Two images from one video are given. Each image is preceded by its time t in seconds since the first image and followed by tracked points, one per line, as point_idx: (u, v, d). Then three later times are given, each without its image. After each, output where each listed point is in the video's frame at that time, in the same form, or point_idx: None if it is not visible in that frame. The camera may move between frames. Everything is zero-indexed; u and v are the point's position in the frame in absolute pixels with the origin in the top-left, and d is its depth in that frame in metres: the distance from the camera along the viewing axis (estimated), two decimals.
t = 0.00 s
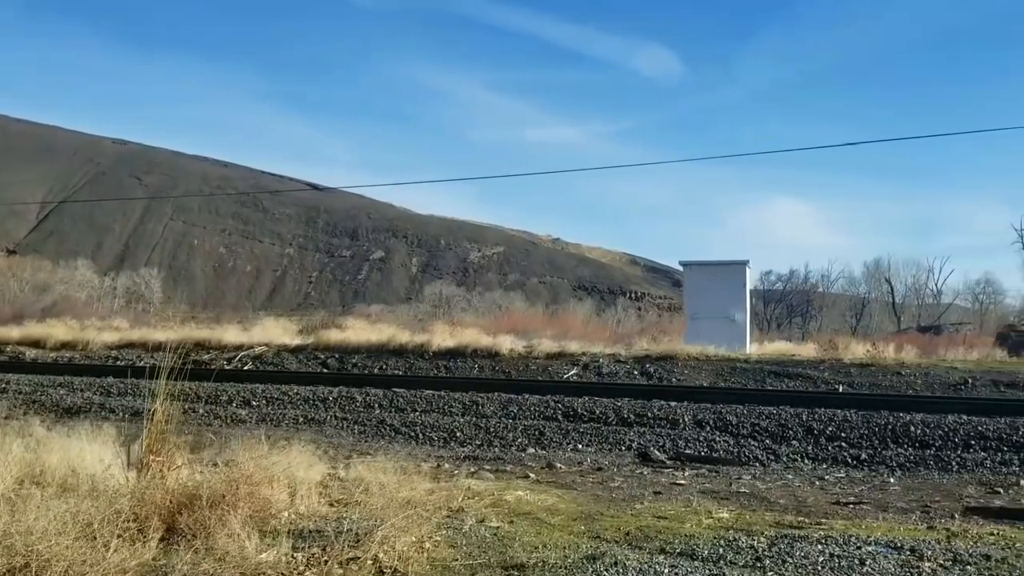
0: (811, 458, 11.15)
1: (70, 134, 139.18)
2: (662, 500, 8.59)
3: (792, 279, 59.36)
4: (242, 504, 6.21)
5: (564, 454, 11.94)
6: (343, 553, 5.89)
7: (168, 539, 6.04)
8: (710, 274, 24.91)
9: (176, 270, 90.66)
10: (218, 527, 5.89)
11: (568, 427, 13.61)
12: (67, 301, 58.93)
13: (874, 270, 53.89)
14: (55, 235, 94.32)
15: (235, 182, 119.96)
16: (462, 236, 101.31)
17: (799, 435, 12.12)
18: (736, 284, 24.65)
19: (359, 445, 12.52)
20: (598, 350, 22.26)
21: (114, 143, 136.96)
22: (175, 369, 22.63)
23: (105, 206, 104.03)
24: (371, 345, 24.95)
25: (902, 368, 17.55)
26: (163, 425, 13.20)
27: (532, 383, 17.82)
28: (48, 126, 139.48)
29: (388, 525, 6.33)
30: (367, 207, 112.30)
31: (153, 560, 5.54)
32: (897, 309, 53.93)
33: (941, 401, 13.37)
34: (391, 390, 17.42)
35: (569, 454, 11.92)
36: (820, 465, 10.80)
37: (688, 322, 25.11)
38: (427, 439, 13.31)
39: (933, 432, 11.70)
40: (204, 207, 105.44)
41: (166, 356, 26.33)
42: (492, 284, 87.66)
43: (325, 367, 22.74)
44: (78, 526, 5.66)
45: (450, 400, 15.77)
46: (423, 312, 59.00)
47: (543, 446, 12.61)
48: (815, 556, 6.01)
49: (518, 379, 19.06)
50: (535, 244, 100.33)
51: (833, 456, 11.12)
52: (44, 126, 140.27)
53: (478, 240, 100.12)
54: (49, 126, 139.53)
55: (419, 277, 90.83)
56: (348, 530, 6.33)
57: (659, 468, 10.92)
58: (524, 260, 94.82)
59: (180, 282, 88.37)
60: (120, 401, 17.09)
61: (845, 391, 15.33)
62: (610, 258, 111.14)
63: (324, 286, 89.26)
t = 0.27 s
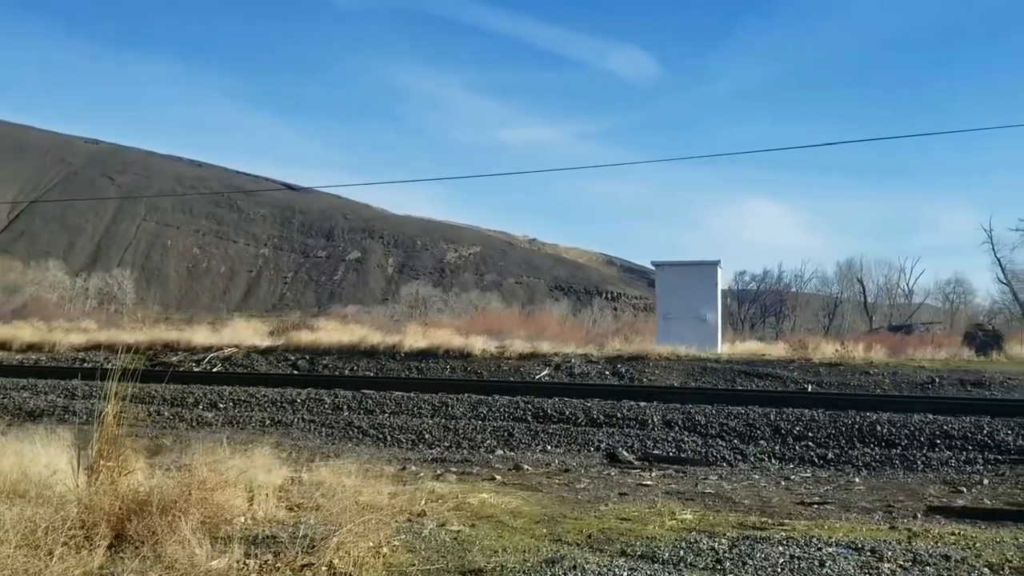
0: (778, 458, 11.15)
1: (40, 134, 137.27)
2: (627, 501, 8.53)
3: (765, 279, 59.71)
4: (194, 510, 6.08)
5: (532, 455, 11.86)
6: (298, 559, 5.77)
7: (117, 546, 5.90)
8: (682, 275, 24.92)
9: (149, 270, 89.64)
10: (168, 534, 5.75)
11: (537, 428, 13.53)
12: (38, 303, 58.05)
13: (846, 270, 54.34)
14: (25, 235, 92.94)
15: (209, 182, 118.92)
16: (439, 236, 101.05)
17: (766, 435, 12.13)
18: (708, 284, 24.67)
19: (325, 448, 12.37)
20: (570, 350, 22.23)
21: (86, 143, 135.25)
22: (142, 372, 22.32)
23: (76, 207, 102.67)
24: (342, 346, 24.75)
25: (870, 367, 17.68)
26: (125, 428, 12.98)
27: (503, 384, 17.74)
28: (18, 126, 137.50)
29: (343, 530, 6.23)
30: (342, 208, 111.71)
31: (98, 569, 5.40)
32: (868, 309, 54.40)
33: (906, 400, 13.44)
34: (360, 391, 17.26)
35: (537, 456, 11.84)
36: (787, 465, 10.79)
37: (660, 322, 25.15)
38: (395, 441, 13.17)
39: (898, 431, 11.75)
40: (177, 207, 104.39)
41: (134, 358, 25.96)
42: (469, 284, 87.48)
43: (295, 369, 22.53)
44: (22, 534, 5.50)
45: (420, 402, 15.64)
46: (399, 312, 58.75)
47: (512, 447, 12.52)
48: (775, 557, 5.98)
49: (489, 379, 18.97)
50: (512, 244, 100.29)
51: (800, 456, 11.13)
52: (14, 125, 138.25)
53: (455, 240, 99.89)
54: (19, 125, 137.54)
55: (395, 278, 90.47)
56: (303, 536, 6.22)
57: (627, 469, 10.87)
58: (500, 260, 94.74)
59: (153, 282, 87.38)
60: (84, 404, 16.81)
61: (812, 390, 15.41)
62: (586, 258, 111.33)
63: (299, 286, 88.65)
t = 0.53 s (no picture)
0: (757, 458, 11.14)
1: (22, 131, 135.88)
2: (603, 501, 8.49)
3: (749, 279, 59.81)
4: (162, 512, 5.98)
5: (512, 456, 11.80)
6: (266, 563, 5.69)
7: (80, 549, 5.76)
8: (664, 274, 24.97)
9: (132, 270, 88.94)
10: (134, 538, 5.65)
11: (517, 428, 13.48)
12: (20, 303, 57.44)
13: (829, 271, 54.51)
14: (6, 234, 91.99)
15: (193, 181, 118.16)
16: (424, 236, 100.81)
17: (746, 435, 12.13)
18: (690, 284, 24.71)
19: (303, 448, 12.24)
20: (553, 350, 22.21)
21: (69, 141, 134.07)
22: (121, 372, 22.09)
23: (58, 206, 101.78)
24: (324, 346, 24.59)
25: (851, 367, 17.71)
26: (101, 430, 12.80)
27: (485, 384, 17.67)
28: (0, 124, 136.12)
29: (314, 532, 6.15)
30: (328, 207, 111.28)
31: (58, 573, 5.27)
32: (851, 309, 54.61)
33: (886, 399, 13.46)
34: (340, 392, 17.15)
35: (517, 456, 11.76)
36: (766, 465, 10.78)
37: (642, 321, 25.16)
38: (374, 441, 13.04)
39: (877, 431, 11.76)
40: (161, 206, 103.66)
41: (114, 358, 25.70)
42: (454, 284, 87.32)
43: (276, 369, 22.39)
44: None
45: (400, 402, 15.54)
46: (384, 312, 58.52)
47: (492, 448, 12.46)
48: (750, 559, 5.94)
49: (472, 379, 18.91)
50: (497, 244, 100.18)
51: (779, 456, 11.12)
52: None
53: (441, 240, 99.70)
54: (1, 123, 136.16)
55: (380, 277, 90.19)
56: (274, 540, 6.13)
57: (606, 469, 10.82)
58: (486, 260, 94.60)
59: (137, 282, 86.70)
60: (61, 403, 16.62)
61: (793, 390, 15.42)
62: (572, 258, 111.38)
63: (284, 286, 88.23)
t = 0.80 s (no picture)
0: (741, 458, 11.13)
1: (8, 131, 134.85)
2: (586, 502, 8.45)
3: (737, 279, 59.98)
4: (136, 514, 5.91)
5: (497, 456, 11.76)
6: (242, 565, 5.62)
7: (50, 553, 5.68)
8: (650, 274, 24.99)
9: (119, 270, 88.43)
10: (107, 541, 5.58)
11: (501, 429, 13.44)
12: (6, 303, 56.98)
13: (816, 271, 54.73)
14: None
15: (180, 181, 117.63)
16: (413, 236, 100.66)
17: (730, 435, 12.13)
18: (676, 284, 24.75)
19: (286, 450, 12.17)
20: (540, 350, 22.20)
21: (55, 141, 133.15)
22: (105, 373, 21.94)
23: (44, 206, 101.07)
24: (310, 346, 24.49)
25: (836, 367, 17.75)
26: (81, 433, 12.68)
27: (471, 384, 17.62)
28: None
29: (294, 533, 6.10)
30: (316, 207, 110.95)
31: None
32: (838, 309, 54.84)
33: (869, 399, 13.48)
34: (325, 392, 17.06)
35: (501, 457, 11.72)
36: (750, 466, 10.78)
37: (629, 322, 25.16)
38: (358, 442, 12.97)
39: (861, 431, 11.77)
40: (148, 206, 103.10)
41: (98, 359, 25.53)
42: (443, 284, 87.21)
43: (261, 369, 22.30)
44: None
45: (384, 402, 15.47)
46: (373, 312, 58.42)
47: (476, 448, 12.41)
48: (730, 559, 5.92)
49: (458, 380, 18.87)
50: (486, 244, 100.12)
51: (764, 456, 11.11)
52: None
53: (429, 240, 99.58)
54: None
55: (369, 278, 90.02)
56: (251, 541, 6.07)
57: (590, 469, 10.79)
58: (474, 261, 94.54)
59: (123, 282, 86.20)
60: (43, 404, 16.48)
61: (778, 390, 15.43)
62: (560, 258, 111.44)
63: (272, 286, 87.91)
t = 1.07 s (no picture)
0: (719, 458, 11.11)
1: None
2: (562, 502, 8.40)
3: (719, 279, 60.12)
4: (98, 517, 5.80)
5: (474, 457, 11.68)
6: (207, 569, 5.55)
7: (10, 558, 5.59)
8: (631, 274, 25.00)
9: (99, 269, 87.61)
10: (66, 546, 5.48)
11: (480, 429, 13.35)
12: None
13: (798, 271, 55.01)
14: None
15: (162, 180, 116.70)
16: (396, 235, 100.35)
17: (708, 434, 12.10)
18: (657, 283, 24.78)
19: (262, 451, 12.04)
20: (520, 350, 22.14)
21: (35, 139, 131.79)
22: (80, 373, 21.67)
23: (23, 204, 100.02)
24: (289, 346, 24.31)
25: (815, 367, 17.76)
26: (52, 434, 12.49)
27: (450, 384, 17.51)
28: None
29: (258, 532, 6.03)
30: (298, 206, 110.37)
31: None
32: (820, 309, 55.01)
33: (847, 398, 13.51)
34: (302, 392, 16.91)
35: (479, 457, 11.64)
36: (727, 465, 10.76)
37: (610, 321, 25.11)
38: (334, 443, 12.84)
39: (838, 430, 11.78)
40: (129, 205, 102.23)
41: (75, 360, 25.23)
42: (426, 284, 86.89)
43: (240, 369, 22.12)
44: None
45: (362, 403, 15.34)
46: (356, 312, 58.13)
47: (454, 448, 12.32)
48: (702, 560, 5.87)
49: (438, 380, 18.78)
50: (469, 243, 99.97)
51: (740, 456, 11.10)
52: None
53: (413, 240, 99.24)
54: None
55: (352, 277, 89.62)
56: (217, 543, 5.99)
57: (567, 469, 10.73)
58: (458, 260, 94.37)
59: (104, 282, 85.40)
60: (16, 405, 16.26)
61: (757, 390, 15.42)
62: (544, 258, 111.37)
63: (255, 286, 87.39)
